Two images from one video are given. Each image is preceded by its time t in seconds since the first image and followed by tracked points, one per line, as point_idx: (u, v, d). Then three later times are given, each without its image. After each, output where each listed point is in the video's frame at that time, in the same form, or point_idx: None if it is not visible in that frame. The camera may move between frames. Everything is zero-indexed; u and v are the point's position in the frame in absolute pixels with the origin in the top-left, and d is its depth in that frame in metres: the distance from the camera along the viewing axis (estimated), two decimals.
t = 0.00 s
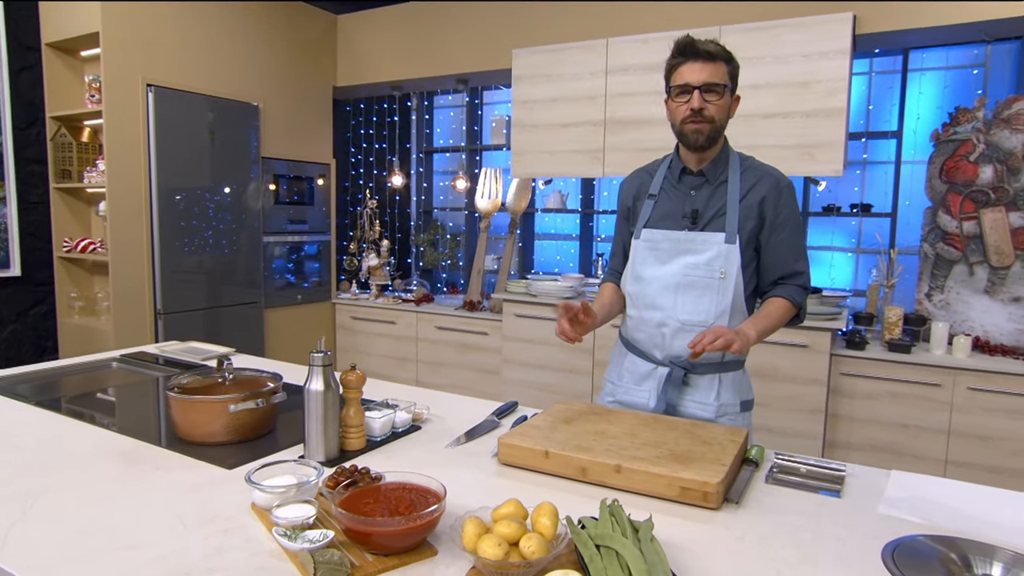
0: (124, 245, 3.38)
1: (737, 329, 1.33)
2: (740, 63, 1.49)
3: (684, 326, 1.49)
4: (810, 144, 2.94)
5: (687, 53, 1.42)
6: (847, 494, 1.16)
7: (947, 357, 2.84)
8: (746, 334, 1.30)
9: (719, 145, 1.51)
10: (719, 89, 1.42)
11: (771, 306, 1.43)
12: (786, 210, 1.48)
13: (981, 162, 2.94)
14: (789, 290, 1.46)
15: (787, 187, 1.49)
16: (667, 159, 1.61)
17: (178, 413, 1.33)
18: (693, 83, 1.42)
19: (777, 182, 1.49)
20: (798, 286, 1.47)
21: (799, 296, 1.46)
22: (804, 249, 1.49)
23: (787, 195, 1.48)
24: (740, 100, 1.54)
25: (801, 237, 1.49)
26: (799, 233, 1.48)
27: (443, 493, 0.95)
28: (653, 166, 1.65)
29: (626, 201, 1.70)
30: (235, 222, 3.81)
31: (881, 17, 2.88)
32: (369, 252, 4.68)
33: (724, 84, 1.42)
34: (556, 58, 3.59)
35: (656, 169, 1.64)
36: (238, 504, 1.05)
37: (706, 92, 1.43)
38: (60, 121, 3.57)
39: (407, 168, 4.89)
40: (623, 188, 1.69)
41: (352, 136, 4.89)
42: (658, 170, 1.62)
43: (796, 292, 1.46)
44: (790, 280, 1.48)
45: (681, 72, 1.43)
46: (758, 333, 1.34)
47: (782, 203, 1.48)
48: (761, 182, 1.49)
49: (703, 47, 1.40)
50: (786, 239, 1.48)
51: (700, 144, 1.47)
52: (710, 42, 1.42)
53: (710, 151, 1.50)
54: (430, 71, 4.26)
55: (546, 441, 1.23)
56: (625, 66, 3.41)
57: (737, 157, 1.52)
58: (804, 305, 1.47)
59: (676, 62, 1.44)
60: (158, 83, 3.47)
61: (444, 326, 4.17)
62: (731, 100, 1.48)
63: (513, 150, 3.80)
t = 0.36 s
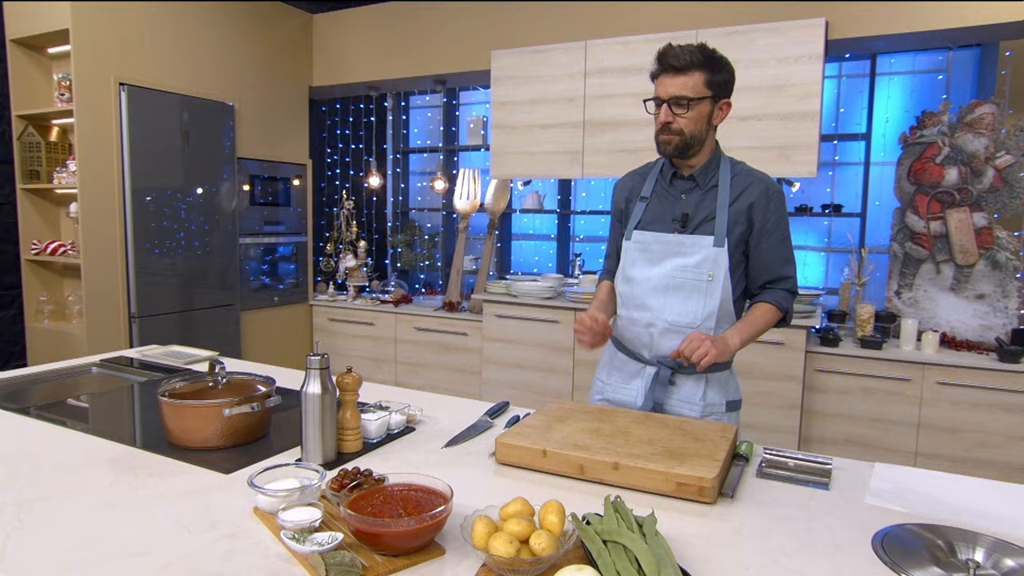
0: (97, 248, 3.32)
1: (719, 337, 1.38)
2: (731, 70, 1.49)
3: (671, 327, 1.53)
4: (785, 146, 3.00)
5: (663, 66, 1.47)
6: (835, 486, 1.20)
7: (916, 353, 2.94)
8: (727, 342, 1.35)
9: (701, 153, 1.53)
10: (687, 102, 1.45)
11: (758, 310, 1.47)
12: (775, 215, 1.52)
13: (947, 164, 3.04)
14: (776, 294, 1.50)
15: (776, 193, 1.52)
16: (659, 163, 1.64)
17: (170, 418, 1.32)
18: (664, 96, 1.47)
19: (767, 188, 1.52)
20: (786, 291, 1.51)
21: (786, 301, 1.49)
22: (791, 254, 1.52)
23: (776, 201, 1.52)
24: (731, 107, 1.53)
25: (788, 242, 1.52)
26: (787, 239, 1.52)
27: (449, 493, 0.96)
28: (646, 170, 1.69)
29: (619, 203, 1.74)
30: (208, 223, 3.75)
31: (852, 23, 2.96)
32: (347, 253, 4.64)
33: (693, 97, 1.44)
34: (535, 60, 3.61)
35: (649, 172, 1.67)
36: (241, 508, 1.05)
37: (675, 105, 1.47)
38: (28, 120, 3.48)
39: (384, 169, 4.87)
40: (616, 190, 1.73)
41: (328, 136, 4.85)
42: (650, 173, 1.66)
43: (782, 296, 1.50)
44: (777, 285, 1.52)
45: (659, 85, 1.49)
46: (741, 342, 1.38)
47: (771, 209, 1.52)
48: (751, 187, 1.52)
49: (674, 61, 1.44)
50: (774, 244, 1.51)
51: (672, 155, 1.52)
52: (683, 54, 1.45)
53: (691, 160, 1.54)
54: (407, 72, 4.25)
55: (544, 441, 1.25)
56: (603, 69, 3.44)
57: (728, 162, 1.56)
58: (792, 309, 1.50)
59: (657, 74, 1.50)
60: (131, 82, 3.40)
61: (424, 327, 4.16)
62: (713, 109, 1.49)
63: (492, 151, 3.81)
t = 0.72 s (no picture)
0: (64, 253, 3.23)
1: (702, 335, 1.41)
2: (708, 78, 1.51)
3: (657, 329, 1.57)
4: (757, 152, 3.09)
5: (641, 85, 1.48)
6: (820, 480, 1.25)
7: (882, 352, 3.05)
8: (709, 339, 1.38)
9: (687, 163, 1.58)
10: (671, 120, 1.47)
11: (740, 313, 1.50)
12: (758, 220, 1.56)
13: (908, 170, 3.16)
14: (759, 297, 1.54)
15: (759, 200, 1.57)
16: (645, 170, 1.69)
17: (160, 424, 1.30)
18: (647, 115, 1.49)
19: (750, 195, 1.57)
20: (769, 294, 1.55)
21: (769, 304, 1.53)
22: (774, 258, 1.57)
23: (759, 207, 1.57)
24: (711, 113, 1.57)
25: (771, 247, 1.57)
26: (770, 244, 1.56)
27: (456, 494, 0.98)
28: (633, 176, 1.74)
29: (607, 208, 1.79)
30: (176, 227, 3.67)
31: (819, 33, 3.07)
32: (319, 257, 4.59)
33: (677, 114, 1.47)
34: (511, 65, 3.64)
35: (636, 179, 1.72)
36: (243, 514, 1.04)
37: (659, 124, 1.49)
38: None
39: (357, 173, 4.85)
40: (605, 196, 1.78)
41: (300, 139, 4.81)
42: (637, 180, 1.71)
43: (765, 299, 1.54)
44: (760, 288, 1.56)
45: (639, 104, 1.50)
46: (723, 341, 1.41)
47: (754, 215, 1.57)
48: (734, 193, 1.57)
49: (653, 81, 1.46)
50: (757, 249, 1.56)
51: (661, 169, 1.56)
52: (660, 72, 1.46)
53: (678, 170, 1.58)
54: (381, 75, 4.24)
55: (540, 441, 1.27)
56: (579, 74, 3.49)
57: (712, 169, 1.61)
58: (775, 312, 1.55)
59: (635, 92, 1.51)
60: (100, 83, 3.34)
61: (399, 331, 4.15)
62: (695, 119, 1.52)
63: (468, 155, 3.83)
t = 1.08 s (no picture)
0: (23, 257, 3.13)
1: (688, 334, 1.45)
2: (687, 84, 1.56)
3: (642, 329, 1.60)
4: (726, 157, 3.17)
5: (624, 91, 1.52)
6: (802, 473, 1.30)
7: (847, 351, 3.16)
8: (695, 340, 1.42)
9: (668, 167, 1.62)
10: (655, 124, 1.51)
11: (720, 314, 1.55)
12: (737, 222, 1.62)
13: (870, 176, 3.28)
14: (739, 297, 1.60)
15: (737, 202, 1.62)
16: (626, 175, 1.73)
17: (148, 429, 1.29)
18: (631, 119, 1.53)
19: (728, 198, 1.62)
20: (749, 293, 1.61)
21: (749, 302, 1.59)
22: (753, 258, 1.62)
23: (738, 208, 1.62)
24: (689, 118, 1.61)
25: (750, 247, 1.62)
26: (749, 244, 1.62)
27: (459, 493, 0.99)
28: (614, 181, 1.78)
29: (589, 212, 1.83)
30: (139, 230, 3.57)
31: (785, 43, 3.17)
32: (290, 261, 4.54)
33: (660, 118, 1.51)
34: (485, 70, 3.67)
35: (618, 183, 1.76)
36: (243, 517, 1.04)
37: (643, 128, 1.53)
38: None
39: (328, 176, 4.82)
40: (587, 200, 1.82)
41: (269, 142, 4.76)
42: (619, 185, 1.75)
43: (745, 298, 1.60)
44: (741, 288, 1.62)
45: (622, 109, 1.54)
46: (707, 340, 1.45)
47: (733, 218, 1.62)
48: (714, 196, 1.62)
49: (637, 86, 1.49)
50: (737, 250, 1.61)
51: (644, 173, 1.60)
52: (643, 78, 1.50)
53: (659, 173, 1.62)
54: (352, 78, 4.22)
55: (533, 440, 1.30)
56: (552, 80, 3.54)
57: (692, 173, 1.66)
58: (755, 310, 1.61)
59: (618, 98, 1.55)
60: (64, 82, 3.25)
61: (372, 335, 4.13)
62: (676, 124, 1.57)
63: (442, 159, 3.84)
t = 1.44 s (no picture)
0: None
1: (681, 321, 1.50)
2: (671, 95, 1.60)
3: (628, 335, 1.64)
4: (699, 166, 3.26)
5: (614, 101, 1.56)
6: (784, 472, 1.36)
7: (815, 354, 3.26)
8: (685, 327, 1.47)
9: (653, 175, 1.67)
10: (644, 134, 1.56)
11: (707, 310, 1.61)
12: (718, 229, 1.68)
13: (835, 184, 3.40)
14: (721, 300, 1.65)
15: (717, 209, 1.68)
16: (611, 183, 1.78)
17: (139, 438, 1.28)
18: (620, 129, 1.57)
19: (709, 206, 1.68)
20: (730, 297, 1.66)
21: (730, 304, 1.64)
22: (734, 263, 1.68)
23: (719, 216, 1.68)
24: (673, 128, 1.66)
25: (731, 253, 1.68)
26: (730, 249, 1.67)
27: (463, 496, 1.02)
28: (598, 190, 1.82)
29: (573, 219, 1.86)
30: (105, 235, 3.47)
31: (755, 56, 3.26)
32: (262, 267, 4.47)
33: (649, 128, 1.56)
34: (462, 77, 3.70)
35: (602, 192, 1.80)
36: (245, 525, 1.05)
37: (632, 137, 1.57)
38: None
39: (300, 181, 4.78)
40: (571, 207, 1.85)
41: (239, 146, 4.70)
42: (603, 193, 1.79)
43: (727, 300, 1.65)
44: (722, 291, 1.67)
45: (611, 118, 1.58)
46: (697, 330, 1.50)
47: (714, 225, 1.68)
48: (696, 204, 1.68)
49: (626, 97, 1.53)
50: (719, 255, 1.67)
51: (632, 180, 1.64)
52: (631, 89, 1.53)
53: (646, 181, 1.67)
54: (326, 83, 4.19)
55: (526, 444, 1.32)
56: (529, 88, 3.58)
57: (674, 182, 1.71)
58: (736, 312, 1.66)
59: (607, 108, 1.58)
60: (28, 83, 3.17)
61: (346, 341, 4.10)
62: (662, 133, 1.62)
63: (418, 165, 3.85)
